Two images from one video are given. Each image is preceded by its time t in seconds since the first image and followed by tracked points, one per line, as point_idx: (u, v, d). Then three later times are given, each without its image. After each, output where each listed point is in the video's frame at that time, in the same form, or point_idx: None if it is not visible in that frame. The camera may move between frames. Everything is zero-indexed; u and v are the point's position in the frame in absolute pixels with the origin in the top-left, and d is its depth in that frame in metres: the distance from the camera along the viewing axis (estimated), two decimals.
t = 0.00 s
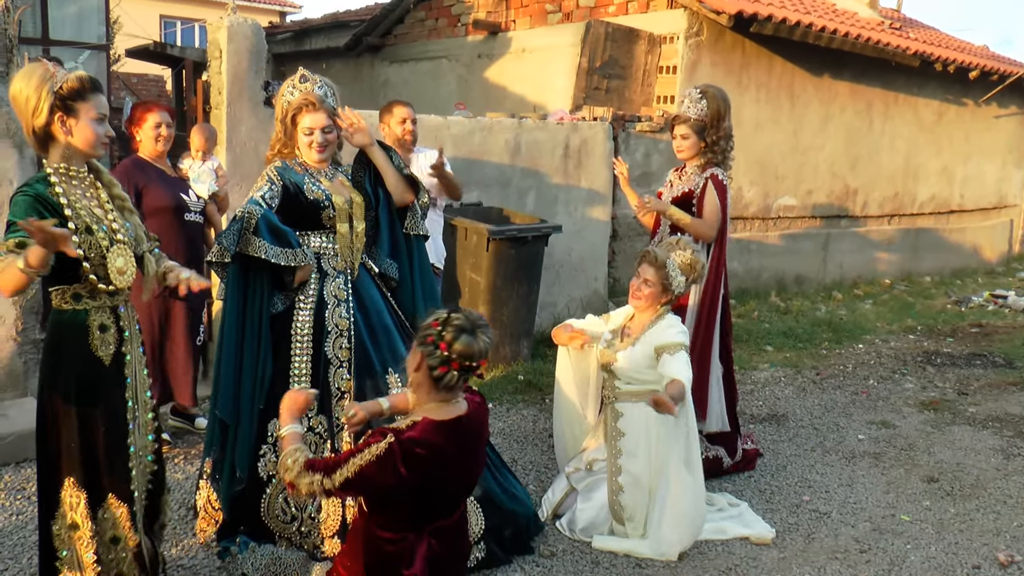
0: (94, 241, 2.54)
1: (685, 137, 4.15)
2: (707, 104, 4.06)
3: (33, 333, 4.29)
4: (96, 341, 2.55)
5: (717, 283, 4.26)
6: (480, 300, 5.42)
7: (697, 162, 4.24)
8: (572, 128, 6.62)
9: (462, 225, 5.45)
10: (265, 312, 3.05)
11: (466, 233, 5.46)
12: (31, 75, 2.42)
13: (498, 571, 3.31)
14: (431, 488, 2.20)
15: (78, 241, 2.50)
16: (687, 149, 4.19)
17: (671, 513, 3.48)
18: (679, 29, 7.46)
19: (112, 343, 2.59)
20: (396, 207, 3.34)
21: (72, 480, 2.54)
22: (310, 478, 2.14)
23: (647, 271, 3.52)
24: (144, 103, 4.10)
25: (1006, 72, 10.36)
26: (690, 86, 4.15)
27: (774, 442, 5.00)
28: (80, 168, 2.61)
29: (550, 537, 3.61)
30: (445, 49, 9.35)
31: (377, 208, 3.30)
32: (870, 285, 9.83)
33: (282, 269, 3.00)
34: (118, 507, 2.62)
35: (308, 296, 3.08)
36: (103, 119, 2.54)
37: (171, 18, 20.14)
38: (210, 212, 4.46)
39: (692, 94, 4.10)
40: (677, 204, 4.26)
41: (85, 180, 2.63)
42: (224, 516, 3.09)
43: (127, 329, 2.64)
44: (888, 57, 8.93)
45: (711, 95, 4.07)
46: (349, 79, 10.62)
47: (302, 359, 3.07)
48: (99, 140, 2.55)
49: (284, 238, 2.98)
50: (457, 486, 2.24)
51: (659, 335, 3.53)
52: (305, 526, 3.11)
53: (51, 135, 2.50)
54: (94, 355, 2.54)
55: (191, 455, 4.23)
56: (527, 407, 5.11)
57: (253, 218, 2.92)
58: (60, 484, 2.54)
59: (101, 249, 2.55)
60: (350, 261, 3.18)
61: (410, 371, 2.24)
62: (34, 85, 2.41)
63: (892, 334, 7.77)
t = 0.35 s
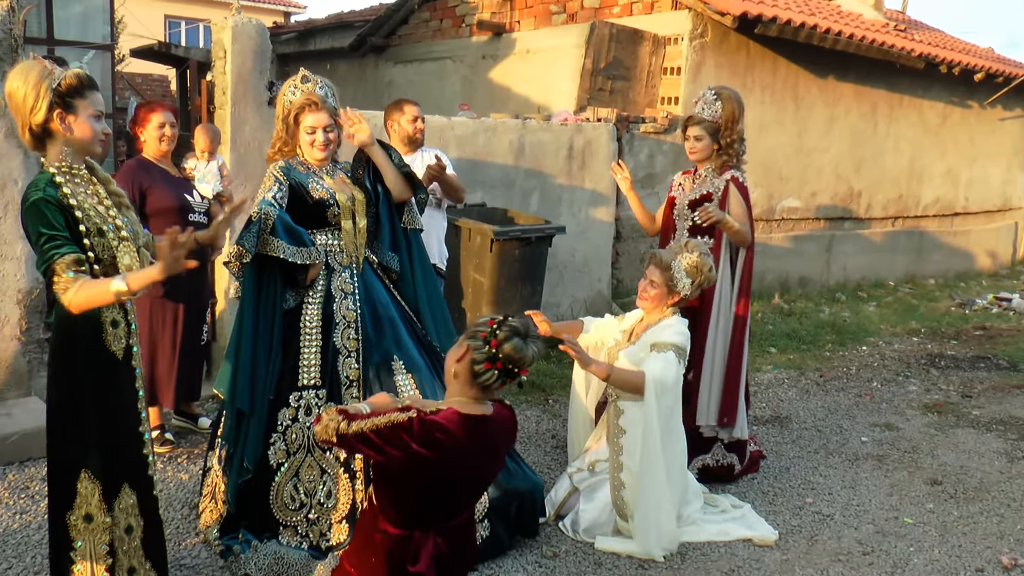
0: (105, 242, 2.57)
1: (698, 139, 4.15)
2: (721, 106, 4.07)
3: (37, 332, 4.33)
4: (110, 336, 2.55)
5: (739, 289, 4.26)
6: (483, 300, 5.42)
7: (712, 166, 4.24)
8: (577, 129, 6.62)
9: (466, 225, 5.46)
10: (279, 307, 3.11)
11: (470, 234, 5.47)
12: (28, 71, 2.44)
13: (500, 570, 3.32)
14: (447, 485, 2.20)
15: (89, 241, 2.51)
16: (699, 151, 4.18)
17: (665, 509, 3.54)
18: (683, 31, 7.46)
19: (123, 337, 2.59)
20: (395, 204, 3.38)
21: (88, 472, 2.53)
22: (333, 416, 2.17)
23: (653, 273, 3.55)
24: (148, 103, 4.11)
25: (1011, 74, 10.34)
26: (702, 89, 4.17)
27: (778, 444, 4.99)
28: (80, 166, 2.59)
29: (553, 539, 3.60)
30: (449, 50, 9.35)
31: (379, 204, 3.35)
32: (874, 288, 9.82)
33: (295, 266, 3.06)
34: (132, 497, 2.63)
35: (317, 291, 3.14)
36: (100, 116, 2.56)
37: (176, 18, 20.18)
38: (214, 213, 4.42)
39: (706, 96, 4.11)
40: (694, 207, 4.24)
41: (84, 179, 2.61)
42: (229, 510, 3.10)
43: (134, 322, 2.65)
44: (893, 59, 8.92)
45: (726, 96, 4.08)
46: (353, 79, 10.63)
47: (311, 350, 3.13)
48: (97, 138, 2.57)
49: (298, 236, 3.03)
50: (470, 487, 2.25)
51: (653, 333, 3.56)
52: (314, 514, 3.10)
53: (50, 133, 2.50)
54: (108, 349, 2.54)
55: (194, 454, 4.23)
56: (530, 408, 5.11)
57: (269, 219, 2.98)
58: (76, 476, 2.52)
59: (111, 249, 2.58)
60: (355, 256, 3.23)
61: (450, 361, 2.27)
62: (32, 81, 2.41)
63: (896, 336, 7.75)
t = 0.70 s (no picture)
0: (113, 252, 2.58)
1: (706, 141, 4.14)
2: (729, 109, 4.06)
3: (37, 332, 4.35)
4: (111, 339, 2.54)
5: (765, 293, 4.31)
6: (483, 300, 5.43)
7: (716, 169, 4.25)
8: (577, 130, 6.63)
9: (466, 225, 5.46)
10: (290, 309, 3.13)
11: (470, 234, 5.47)
12: (27, 83, 2.44)
13: (502, 570, 3.33)
14: (444, 486, 2.20)
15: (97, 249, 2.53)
16: (708, 153, 4.16)
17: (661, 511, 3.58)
18: (683, 30, 7.47)
19: (126, 339, 2.58)
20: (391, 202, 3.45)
21: (102, 465, 2.55)
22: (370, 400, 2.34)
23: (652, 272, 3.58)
24: (148, 103, 4.10)
25: (1011, 74, 10.34)
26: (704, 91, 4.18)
27: (778, 444, 5.00)
28: (83, 172, 2.60)
29: (553, 538, 3.61)
30: (449, 50, 9.36)
31: (378, 203, 3.41)
32: (874, 287, 9.83)
33: (309, 269, 3.11)
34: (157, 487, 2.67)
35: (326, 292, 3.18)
36: (100, 124, 2.57)
37: (176, 18, 20.18)
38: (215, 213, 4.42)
39: (711, 98, 4.11)
40: (705, 211, 4.22)
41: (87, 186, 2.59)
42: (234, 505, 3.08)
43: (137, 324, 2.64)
44: (893, 59, 8.93)
45: (733, 100, 4.07)
46: (353, 79, 10.63)
47: (323, 349, 3.16)
48: (98, 146, 2.58)
49: (315, 241, 3.09)
50: (467, 492, 2.22)
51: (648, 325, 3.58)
52: (327, 508, 3.15)
53: (52, 143, 2.50)
54: (111, 352, 2.53)
55: (195, 454, 4.24)
56: (530, 407, 5.11)
57: (287, 223, 3.00)
58: (91, 469, 2.54)
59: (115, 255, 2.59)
60: (359, 256, 3.29)
61: (472, 368, 2.26)
62: (33, 93, 2.42)
63: (895, 336, 7.76)
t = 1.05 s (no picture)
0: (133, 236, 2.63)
1: (713, 139, 4.14)
2: (735, 108, 4.07)
3: (43, 330, 4.35)
4: (137, 324, 2.65)
5: (778, 287, 4.34)
6: (488, 299, 5.43)
7: (721, 167, 4.25)
8: (582, 129, 6.63)
9: (470, 224, 5.46)
10: (309, 307, 3.15)
11: (475, 233, 5.47)
12: (42, 74, 2.45)
13: (508, 569, 3.32)
14: (451, 485, 2.19)
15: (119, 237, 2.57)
16: (714, 152, 4.17)
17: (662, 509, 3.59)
18: (688, 30, 7.46)
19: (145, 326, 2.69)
20: (396, 198, 3.46)
21: (121, 456, 2.58)
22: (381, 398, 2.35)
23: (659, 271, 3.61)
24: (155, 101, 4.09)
25: (1017, 74, 10.32)
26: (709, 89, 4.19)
27: (783, 444, 4.99)
28: (97, 162, 2.61)
29: (558, 537, 3.61)
30: (454, 49, 9.35)
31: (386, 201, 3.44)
32: (878, 288, 9.81)
33: (327, 267, 3.13)
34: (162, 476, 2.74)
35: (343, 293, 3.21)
36: (111, 115, 2.57)
37: (181, 17, 20.20)
38: (220, 212, 4.43)
39: (719, 96, 4.11)
40: (712, 210, 4.22)
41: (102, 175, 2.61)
42: (252, 505, 3.09)
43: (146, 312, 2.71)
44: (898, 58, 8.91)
45: (739, 99, 4.08)
46: (357, 78, 10.62)
47: (341, 348, 3.20)
48: (111, 136, 2.59)
49: (336, 239, 3.13)
50: (472, 494, 2.21)
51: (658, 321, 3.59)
52: (349, 505, 3.20)
53: (67, 134, 2.51)
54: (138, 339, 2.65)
55: (200, 452, 4.24)
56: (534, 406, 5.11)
57: (312, 222, 3.04)
58: (107, 462, 2.56)
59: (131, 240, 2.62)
60: (373, 254, 3.31)
61: (482, 373, 2.26)
62: (47, 84, 2.42)
63: (900, 336, 7.74)
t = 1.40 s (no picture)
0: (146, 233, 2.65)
1: (726, 139, 4.12)
2: (745, 103, 4.07)
3: (51, 328, 4.37)
4: (148, 319, 2.67)
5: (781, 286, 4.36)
6: (495, 299, 5.44)
7: (729, 165, 4.25)
8: (589, 128, 6.62)
9: (478, 224, 5.46)
10: (327, 311, 3.17)
11: (482, 232, 5.46)
12: (58, 73, 2.45)
13: (515, 569, 3.32)
14: (453, 480, 2.20)
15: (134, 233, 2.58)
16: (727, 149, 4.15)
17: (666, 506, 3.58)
18: (696, 29, 7.44)
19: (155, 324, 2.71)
20: (402, 198, 3.48)
21: (136, 453, 2.60)
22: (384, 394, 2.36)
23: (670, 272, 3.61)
24: (164, 100, 4.13)
25: None
26: (716, 86, 4.14)
27: (790, 444, 4.98)
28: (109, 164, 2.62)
29: (565, 537, 3.61)
30: (461, 48, 9.35)
31: (395, 202, 3.46)
32: (886, 288, 9.79)
33: (346, 268, 3.15)
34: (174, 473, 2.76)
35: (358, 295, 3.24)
36: (124, 114, 2.59)
37: (189, 17, 20.24)
38: (229, 212, 4.41)
39: (729, 93, 4.07)
40: (725, 207, 4.21)
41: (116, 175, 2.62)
42: (266, 507, 3.15)
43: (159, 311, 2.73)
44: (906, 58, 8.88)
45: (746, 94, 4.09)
46: (364, 78, 10.63)
47: (354, 350, 3.22)
48: (124, 136, 2.60)
49: (356, 242, 3.14)
50: (473, 489, 2.21)
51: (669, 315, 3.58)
52: (360, 506, 3.23)
53: (80, 133, 2.51)
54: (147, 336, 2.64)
55: (207, 451, 4.25)
56: (541, 406, 5.11)
57: (333, 226, 3.04)
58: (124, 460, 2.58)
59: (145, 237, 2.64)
60: (384, 256, 3.33)
61: (475, 372, 2.25)
62: (65, 84, 2.43)
63: (908, 337, 7.72)
